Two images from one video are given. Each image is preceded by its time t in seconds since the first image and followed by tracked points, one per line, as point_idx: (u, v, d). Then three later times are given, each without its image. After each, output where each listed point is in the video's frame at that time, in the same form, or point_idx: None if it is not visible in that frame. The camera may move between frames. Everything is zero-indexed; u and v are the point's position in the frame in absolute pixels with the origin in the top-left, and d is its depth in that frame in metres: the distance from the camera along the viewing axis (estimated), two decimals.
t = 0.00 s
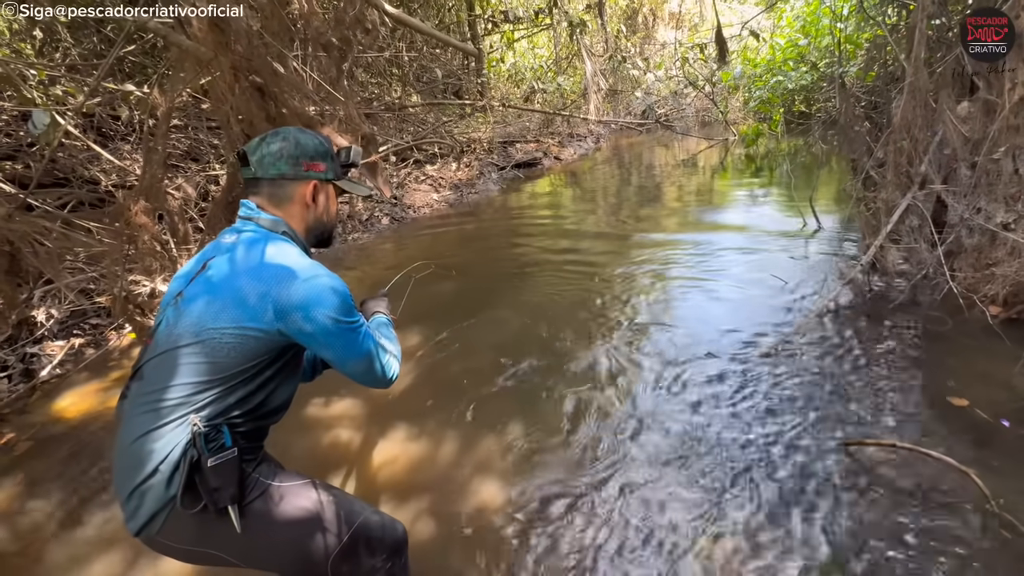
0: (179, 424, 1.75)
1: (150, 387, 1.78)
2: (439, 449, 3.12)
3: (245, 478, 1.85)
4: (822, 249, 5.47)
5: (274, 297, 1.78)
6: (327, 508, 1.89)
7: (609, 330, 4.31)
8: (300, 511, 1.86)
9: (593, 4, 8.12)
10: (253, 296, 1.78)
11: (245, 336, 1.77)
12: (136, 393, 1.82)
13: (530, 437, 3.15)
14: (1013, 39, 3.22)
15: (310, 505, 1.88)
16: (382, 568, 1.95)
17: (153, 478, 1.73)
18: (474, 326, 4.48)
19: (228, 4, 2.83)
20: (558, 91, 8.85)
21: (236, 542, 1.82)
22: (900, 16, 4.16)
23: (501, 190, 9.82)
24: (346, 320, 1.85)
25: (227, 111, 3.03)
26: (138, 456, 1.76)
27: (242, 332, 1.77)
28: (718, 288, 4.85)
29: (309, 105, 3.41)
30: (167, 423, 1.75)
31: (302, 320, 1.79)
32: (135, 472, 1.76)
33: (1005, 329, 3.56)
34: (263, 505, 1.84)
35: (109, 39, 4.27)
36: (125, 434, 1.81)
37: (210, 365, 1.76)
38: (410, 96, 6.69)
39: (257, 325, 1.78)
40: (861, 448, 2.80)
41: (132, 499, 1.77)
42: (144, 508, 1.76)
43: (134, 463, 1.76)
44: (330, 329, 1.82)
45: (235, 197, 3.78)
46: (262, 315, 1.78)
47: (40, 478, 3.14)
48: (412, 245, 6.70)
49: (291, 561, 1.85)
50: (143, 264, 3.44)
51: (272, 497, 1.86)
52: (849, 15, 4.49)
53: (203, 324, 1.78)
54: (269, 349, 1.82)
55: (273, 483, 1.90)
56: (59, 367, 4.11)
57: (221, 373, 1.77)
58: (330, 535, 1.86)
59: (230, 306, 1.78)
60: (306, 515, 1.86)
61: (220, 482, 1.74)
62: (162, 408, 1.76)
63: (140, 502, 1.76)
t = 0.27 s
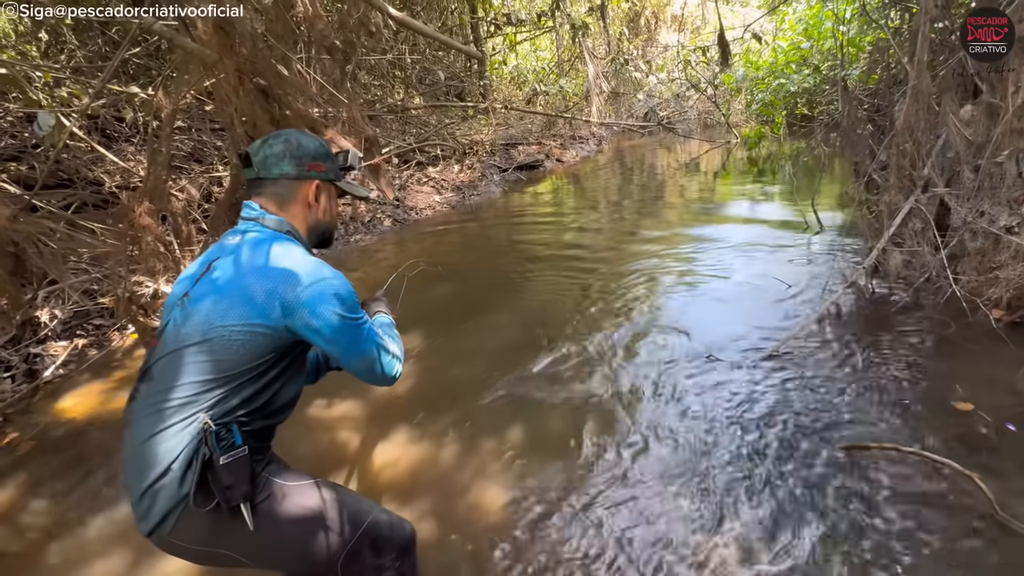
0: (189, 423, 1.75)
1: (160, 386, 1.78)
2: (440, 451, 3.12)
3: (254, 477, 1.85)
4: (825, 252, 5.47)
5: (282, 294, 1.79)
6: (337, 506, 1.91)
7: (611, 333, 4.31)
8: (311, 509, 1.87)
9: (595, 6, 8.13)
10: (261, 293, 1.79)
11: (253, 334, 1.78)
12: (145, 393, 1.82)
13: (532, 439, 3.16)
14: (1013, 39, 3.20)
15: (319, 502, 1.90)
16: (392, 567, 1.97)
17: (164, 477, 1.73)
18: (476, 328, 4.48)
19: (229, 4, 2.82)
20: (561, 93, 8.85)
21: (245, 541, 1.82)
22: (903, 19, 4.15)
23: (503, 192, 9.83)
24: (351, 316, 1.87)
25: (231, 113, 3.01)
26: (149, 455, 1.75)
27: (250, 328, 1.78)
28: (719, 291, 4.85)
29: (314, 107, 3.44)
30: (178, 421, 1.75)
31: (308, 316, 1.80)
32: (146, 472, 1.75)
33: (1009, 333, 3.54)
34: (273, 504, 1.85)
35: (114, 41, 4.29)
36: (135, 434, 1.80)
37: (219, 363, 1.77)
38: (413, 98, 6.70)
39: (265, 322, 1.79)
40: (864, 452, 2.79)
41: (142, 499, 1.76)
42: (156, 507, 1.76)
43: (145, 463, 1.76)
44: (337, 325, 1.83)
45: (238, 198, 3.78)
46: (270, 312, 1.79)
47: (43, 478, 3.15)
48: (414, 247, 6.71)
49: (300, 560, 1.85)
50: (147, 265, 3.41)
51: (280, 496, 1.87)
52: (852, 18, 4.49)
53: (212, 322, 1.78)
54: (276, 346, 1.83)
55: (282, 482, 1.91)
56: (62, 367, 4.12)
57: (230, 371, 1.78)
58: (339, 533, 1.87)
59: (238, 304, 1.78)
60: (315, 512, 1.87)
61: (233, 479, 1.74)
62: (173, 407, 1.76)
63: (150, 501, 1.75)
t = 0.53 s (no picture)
0: (211, 432, 1.75)
1: (181, 397, 1.77)
2: (443, 452, 3.12)
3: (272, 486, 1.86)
4: (828, 255, 5.46)
5: (302, 300, 1.80)
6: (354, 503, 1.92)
7: (613, 335, 4.31)
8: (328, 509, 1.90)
9: (598, 9, 8.15)
10: (281, 300, 1.79)
11: (272, 341, 1.78)
12: (165, 403, 1.80)
13: (535, 441, 3.16)
14: (1013, 39, 3.25)
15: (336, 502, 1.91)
16: (416, 555, 1.97)
17: (187, 486, 1.73)
18: (478, 331, 4.48)
19: (229, 4, 2.83)
20: (563, 96, 8.86)
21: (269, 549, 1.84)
22: (907, 22, 4.15)
23: (505, 194, 9.85)
24: (369, 320, 1.89)
25: (235, 114, 3.03)
26: (170, 466, 1.74)
27: (271, 335, 1.78)
28: (721, 293, 4.85)
29: (317, 110, 3.45)
30: (200, 431, 1.75)
31: (328, 321, 1.81)
32: (167, 483, 1.75)
33: (1013, 336, 3.53)
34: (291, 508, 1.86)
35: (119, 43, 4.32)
36: (154, 444, 1.79)
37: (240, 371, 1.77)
38: (415, 100, 6.72)
39: (285, 328, 1.79)
40: (867, 455, 2.79)
41: (164, 510, 1.75)
42: (177, 518, 1.75)
43: (165, 474, 1.74)
44: (356, 329, 1.86)
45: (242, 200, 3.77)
46: (291, 319, 1.79)
47: (46, 478, 3.16)
48: (417, 249, 6.72)
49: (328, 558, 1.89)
50: (151, 266, 3.40)
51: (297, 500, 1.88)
52: (855, 21, 4.49)
53: (233, 330, 1.78)
54: (296, 352, 1.84)
55: (295, 487, 1.91)
56: (66, 368, 4.14)
57: (250, 378, 1.78)
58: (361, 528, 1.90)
59: (259, 312, 1.79)
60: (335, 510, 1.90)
61: (252, 490, 1.75)
62: (194, 417, 1.75)
63: (171, 512, 1.75)
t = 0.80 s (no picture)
0: (256, 454, 1.54)
1: (218, 415, 1.52)
2: (446, 454, 3.12)
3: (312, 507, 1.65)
4: (830, 257, 5.46)
5: (359, 322, 1.64)
6: (384, 519, 1.73)
7: (615, 337, 4.31)
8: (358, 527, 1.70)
9: (600, 12, 8.17)
10: (336, 320, 1.62)
11: (327, 365, 1.61)
12: (196, 420, 1.54)
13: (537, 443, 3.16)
14: (1013, 39, 3.22)
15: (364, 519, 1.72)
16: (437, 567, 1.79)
17: (227, 515, 1.51)
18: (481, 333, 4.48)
19: (229, 4, 2.81)
20: (565, 98, 8.88)
21: None
22: (909, 25, 4.15)
23: (507, 196, 9.87)
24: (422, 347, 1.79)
25: (238, 116, 3.07)
26: (206, 492, 1.51)
27: (324, 358, 1.61)
28: (723, 296, 4.84)
29: (320, 111, 3.48)
30: (244, 452, 1.53)
31: (383, 347, 1.69)
32: (200, 511, 1.51)
33: (1015, 339, 3.52)
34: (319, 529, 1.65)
35: (123, 45, 4.35)
36: (182, 466, 1.53)
37: (291, 393, 1.57)
38: (418, 102, 6.73)
39: (339, 352, 1.62)
40: (869, 458, 2.78)
41: (194, 539, 1.52)
42: (211, 549, 1.53)
43: (199, 501, 1.51)
44: (408, 355, 1.75)
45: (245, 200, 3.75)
46: (345, 342, 1.63)
47: (49, 477, 3.17)
48: (419, 250, 6.73)
49: None
50: (154, 267, 3.44)
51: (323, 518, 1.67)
52: (857, 24, 4.49)
53: (281, 348, 1.57)
54: (346, 377, 1.68)
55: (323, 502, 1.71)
56: (69, 368, 4.16)
57: (301, 402, 1.59)
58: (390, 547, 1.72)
59: (310, 331, 1.59)
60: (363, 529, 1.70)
61: (293, 513, 1.54)
62: (236, 438, 1.52)
63: (205, 542, 1.52)
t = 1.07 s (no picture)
0: (295, 477, 1.51)
1: (255, 438, 1.48)
2: (447, 455, 3.13)
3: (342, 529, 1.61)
4: (831, 259, 5.46)
5: (400, 342, 1.65)
6: (417, 539, 1.69)
7: (616, 339, 4.31)
8: (391, 549, 1.66)
9: (601, 14, 8.18)
10: (378, 340, 1.62)
11: (367, 385, 1.60)
12: (230, 443, 1.49)
13: (539, 445, 3.16)
14: (1013, 40, 3.25)
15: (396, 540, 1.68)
16: None
17: (264, 539, 1.47)
18: (483, 334, 4.48)
19: (230, 4, 2.83)
20: (567, 100, 8.90)
21: None
22: (910, 27, 4.15)
23: (509, 197, 9.89)
24: (457, 368, 1.81)
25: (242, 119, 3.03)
26: (243, 517, 1.47)
27: (364, 378, 1.59)
28: (725, 298, 4.83)
29: (323, 113, 3.50)
30: (282, 475, 1.49)
31: (421, 367, 1.70)
32: (234, 538, 1.47)
33: (1016, 341, 3.52)
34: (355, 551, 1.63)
35: (127, 48, 4.37)
36: (216, 490, 1.48)
37: (331, 414, 1.55)
38: (420, 104, 6.75)
39: (379, 372, 1.62)
40: (871, 460, 2.77)
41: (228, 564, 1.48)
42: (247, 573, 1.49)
43: (234, 526, 1.47)
44: (443, 375, 1.77)
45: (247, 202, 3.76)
46: (385, 362, 1.63)
47: (51, 477, 3.18)
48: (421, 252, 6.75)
49: None
50: (157, 268, 3.44)
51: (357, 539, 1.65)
52: (858, 26, 4.50)
53: (322, 369, 1.55)
54: (383, 398, 1.68)
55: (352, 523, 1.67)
56: (71, 368, 4.17)
57: (340, 423, 1.57)
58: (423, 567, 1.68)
59: (352, 351, 1.58)
60: (396, 550, 1.66)
61: (330, 538, 1.56)
62: (272, 462, 1.48)
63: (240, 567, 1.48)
